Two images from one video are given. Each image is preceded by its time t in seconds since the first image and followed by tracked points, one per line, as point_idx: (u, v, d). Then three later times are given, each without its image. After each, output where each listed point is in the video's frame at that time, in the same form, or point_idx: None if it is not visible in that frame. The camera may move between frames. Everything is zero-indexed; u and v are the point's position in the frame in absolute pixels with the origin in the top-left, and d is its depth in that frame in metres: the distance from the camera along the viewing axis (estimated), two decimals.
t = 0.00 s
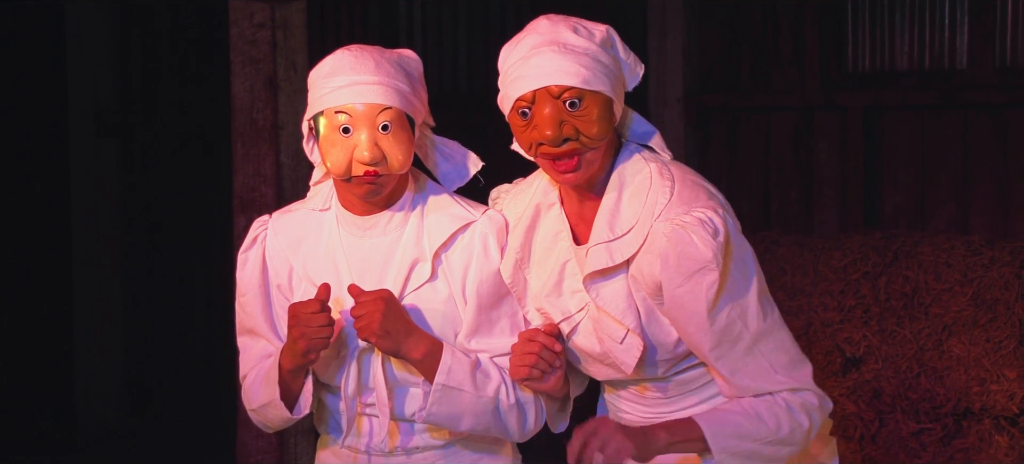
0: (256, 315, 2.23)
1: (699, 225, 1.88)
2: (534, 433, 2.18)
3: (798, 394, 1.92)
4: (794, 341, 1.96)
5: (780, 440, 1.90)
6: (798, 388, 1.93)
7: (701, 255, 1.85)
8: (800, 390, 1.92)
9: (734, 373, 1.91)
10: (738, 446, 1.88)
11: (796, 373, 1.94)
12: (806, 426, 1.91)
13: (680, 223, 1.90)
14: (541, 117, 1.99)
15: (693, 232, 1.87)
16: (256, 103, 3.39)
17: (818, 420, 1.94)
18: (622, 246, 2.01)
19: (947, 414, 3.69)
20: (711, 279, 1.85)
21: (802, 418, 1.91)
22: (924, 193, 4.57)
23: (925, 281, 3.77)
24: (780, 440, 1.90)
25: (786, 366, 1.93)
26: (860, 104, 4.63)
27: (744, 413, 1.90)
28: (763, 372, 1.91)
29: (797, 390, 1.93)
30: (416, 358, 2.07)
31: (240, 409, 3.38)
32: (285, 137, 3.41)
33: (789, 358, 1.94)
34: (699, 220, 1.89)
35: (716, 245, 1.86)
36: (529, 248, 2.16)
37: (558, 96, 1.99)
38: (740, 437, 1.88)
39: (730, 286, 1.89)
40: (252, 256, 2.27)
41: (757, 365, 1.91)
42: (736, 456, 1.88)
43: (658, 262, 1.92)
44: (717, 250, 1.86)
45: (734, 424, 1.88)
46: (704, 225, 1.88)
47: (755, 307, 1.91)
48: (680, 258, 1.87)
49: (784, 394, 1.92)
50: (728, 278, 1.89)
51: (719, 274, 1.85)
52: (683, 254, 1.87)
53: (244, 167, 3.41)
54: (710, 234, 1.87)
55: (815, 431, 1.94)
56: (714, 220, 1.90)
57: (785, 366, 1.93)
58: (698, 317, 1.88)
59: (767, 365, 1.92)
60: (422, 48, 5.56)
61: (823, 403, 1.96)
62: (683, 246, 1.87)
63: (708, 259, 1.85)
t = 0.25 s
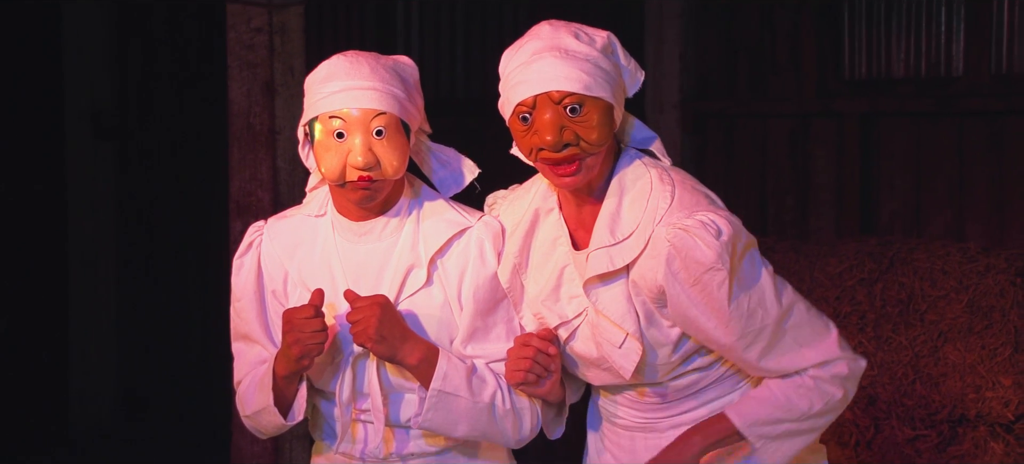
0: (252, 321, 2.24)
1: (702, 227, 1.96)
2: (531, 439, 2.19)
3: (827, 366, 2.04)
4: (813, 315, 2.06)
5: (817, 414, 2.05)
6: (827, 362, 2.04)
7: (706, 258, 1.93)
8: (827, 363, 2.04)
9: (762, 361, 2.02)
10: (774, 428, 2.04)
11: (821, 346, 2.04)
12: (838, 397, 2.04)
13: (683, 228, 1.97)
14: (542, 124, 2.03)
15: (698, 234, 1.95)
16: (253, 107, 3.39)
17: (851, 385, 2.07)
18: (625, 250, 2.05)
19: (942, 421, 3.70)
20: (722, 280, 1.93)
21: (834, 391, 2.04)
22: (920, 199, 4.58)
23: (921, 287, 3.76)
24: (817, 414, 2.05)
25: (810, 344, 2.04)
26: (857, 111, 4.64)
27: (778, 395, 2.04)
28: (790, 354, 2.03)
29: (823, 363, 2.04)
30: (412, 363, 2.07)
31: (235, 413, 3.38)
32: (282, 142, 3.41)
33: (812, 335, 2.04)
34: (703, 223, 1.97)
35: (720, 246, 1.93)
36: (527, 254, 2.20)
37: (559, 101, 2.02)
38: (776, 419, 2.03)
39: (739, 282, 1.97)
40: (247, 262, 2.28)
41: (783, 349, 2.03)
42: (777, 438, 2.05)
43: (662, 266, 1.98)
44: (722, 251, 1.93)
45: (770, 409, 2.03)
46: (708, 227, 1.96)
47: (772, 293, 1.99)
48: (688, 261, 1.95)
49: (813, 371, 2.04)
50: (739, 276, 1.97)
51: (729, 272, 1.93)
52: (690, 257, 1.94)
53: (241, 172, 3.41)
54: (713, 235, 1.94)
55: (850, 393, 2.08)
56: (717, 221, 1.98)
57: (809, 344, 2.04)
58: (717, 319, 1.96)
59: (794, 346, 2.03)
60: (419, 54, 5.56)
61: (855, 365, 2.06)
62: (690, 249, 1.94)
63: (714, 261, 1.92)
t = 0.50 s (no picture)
0: (245, 323, 2.24)
1: (703, 221, 1.96)
2: (526, 439, 2.19)
3: (860, 331, 1.99)
4: (842, 277, 2.02)
5: (861, 380, 2.02)
6: (857, 328, 1.99)
7: (706, 250, 1.93)
8: (857, 327, 1.99)
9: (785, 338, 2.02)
10: (823, 398, 2.03)
11: (850, 313, 2.00)
12: (879, 360, 1.99)
13: (684, 223, 1.98)
14: (545, 123, 2.03)
15: (698, 228, 1.95)
16: (247, 108, 3.38)
17: (896, 341, 2.00)
18: (626, 248, 2.06)
19: (936, 422, 3.72)
20: (723, 270, 1.94)
21: (872, 354, 1.99)
22: (914, 200, 4.59)
23: (914, 289, 3.76)
24: (862, 379, 2.02)
25: (838, 310, 2.00)
26: (851, 112, 4.64)
27: (814, 367, 2.03)
28: (817, 326, 2.00)
29: (854, 328, 1.99)
30: (407, 363, 2.07)
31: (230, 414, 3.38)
32: (276, 143, 3.41)
33: (839, 304, 2.00)
34: (704, 217, 1.97)
35: (720, 238, 1.94)
36: (527, 252, 2.19)
37: (563, 101, 2.03)
38: (815, 390, 2.03)
39: (743, 271, 1.98)
40: (242, 263, 2.28)
41: (807, 319, 2.00)
42: (827, 406, 2.04)
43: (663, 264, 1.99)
44: (722, 243, 1.93)
45: (806, 381, 2.02)
46: (708, 220, 1.96)
47: (783, 270, 1.99)
48: (688, 253, 1.95)
49: (845, 339, 2.00)
50: (741, 262, 1.99)
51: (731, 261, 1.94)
52: (689, 250, 1.95)
53: (235, 172, 3.41)
54: (714, 228, 1.95)
55: (898, 348, 2.01)
56: (719, 214, 1.98)
57: (837, 310, 2.00)
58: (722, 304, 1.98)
59: (818, 314, 2.00)
60: (414, 55, 5.56)
61: (898, 322, 1.99)
62: (689, 242, 1.95)
63: (713, 252, 1.93)
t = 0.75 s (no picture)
0: (236, 321, 2.24)
1: (708, 208, 2.03)
2: (518, 437, 2.19)
3: (870, 315, 2.06)
4: (849, 259, 2.07)
5: (879, 358, 2.10)
6: (869, 309, 2.06)
7: (710, 238, 2.00)
8: (866, 311, 2.06)
9: (795, 319, 2.09)
10: (843, 377, 2.13)
11: (856, 297, 2.06)
12: (893, 339, 2.06)
13: (689, 212, 2.05)
14: (556, 119, 2.11)
15: (703, 216, 2.02)
16: (238, 107, 3.38)
17: (912, 320, 2.07)
18: (637, 240, 2.13)
19: (927, 420, 3.74)
20: (729, 256, 2.01)
21: (886, 334, 2.06)
22: (904, 199, 4.60)
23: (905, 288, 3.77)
24: (879, 357, 2.10)
25: (844, 294, 2.06)
26: (842, 111, 4.65)
27: (830, 346, 2.11)
28: (827, 309, 2.07)
29: (863, 313, 2.06)
30: (398, 359, 2.07)
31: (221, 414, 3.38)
32: (267, 142, 3.40)
33: (848, 285, 2.06)
34: (708, 205, 2.04)
35: (725, 226, 2.00)
36: (536, 248, 2.27)
37: (573, 96, 2.10)
38: (834, 368, 2.12)
39: (747, 261, 2.06)
40: (233, 261, 2.28)
41: (813, 305, 2.07)
42: (848, 384, 2.13)
43: (671, 254, 2.06)
44: (725, 229, 2.00)
45: (825, 360, 2.12)
46: (713, 208, 2.03)
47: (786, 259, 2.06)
48: (693, 242, 2.02)
49: (856, 322, 2.07)
50: (746, 248, 2.06)
51: (736, 247, 2.01)
52: (695, 238, 2.02)
53: (227, 171, 3.40)
54: (718, 215, 2.01)
55: (916, 326, 2.07)
56: (723, 201, 2.05)
57: (843, 294, 2.06)
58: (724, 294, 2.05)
59: (824, 300, 2.06)
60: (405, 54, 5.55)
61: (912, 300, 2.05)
62: (695, 230, 2.02)
63: (717, 240, 2.00)
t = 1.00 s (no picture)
0: (232, 322, 2.24)
1: (715, 214, 2.04)
2: (512, 439, 2.19)
3: (865, 339, 2.06)
4: (851, 281, 2.07)
5: (864, 386, 2.10)
6: (862, 335, 2.06)
7: (718, 244, 2.01)
8: (862, 334, 2.06)
9: (790, 335, 2.09)
10: (825, 401, 2.12)
11: (856, 319, 2.06)
12: (880, 368, 2.06)
13: (697, 216, 2.06)
14: (564, 120, 2.11)
15: (710, 222, 2.03)
16: (232, 109, 3.37)
17: (902, 352, 2.07)
18: (643, 243, 2.13)
19: (920, 424, 3.78)
20: (735, 266, 2.02)
21: (875, 362, 2.06)
22: (898, 203, 4.61)
23: (897, 291, 3.82)
24: (865, 385, 2.09)
25: (844, 316, 2.06)
26: (835, 114, 4.67)
27: (816, 369, 2.10)
28: (823, 329, 2.07)
29: (859, 336, 2.06)
30: (392, 364, 2.06)
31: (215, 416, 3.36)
32: (260, 143, 3.39)
33: (847, 309, 2.06)
34: (716, 210, 2.05)
35: (732, 233, 2.01)
36: (538, 252, 2.29)
37: (582, 98, 2.10)
38: (817, 391, 2.11)
39: (752, 268, 2.06)
40: (229, 263, 2.28)
41: (813, 323, 2.07)
42: (830, 408, 2.13)
43: (677, 258, 2.07)
44: (732, 237, 2.01)
45: (809, 382, 2.11)
46: (721, 214, 2.04)
47: (789, 269, 2.06)
48: (701, 247, 2.04)
49: (848, 347, 2.07)
50: (754, 257, 2.06)
51: (742, 256, 2.02)
52: (702, 244, 2.03)
53: (219, 173, 3.39)
54: (726, 222, 2.03)
55: (904, 358, 2.07)
56: (730, 208, 2.06)
57: (843, 315, 2.06)
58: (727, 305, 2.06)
59: (823, 321, 2.06)
60: (398, 56, 5.54)
61: (906, 333, 2.06)
62: (703, 236, 2.03)
63: (725, 247, 2.01)
